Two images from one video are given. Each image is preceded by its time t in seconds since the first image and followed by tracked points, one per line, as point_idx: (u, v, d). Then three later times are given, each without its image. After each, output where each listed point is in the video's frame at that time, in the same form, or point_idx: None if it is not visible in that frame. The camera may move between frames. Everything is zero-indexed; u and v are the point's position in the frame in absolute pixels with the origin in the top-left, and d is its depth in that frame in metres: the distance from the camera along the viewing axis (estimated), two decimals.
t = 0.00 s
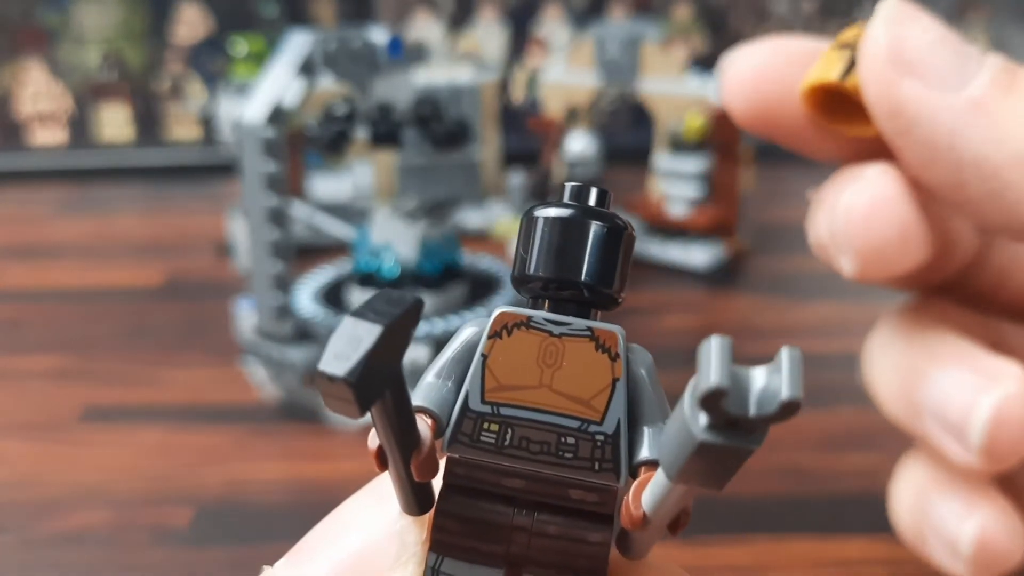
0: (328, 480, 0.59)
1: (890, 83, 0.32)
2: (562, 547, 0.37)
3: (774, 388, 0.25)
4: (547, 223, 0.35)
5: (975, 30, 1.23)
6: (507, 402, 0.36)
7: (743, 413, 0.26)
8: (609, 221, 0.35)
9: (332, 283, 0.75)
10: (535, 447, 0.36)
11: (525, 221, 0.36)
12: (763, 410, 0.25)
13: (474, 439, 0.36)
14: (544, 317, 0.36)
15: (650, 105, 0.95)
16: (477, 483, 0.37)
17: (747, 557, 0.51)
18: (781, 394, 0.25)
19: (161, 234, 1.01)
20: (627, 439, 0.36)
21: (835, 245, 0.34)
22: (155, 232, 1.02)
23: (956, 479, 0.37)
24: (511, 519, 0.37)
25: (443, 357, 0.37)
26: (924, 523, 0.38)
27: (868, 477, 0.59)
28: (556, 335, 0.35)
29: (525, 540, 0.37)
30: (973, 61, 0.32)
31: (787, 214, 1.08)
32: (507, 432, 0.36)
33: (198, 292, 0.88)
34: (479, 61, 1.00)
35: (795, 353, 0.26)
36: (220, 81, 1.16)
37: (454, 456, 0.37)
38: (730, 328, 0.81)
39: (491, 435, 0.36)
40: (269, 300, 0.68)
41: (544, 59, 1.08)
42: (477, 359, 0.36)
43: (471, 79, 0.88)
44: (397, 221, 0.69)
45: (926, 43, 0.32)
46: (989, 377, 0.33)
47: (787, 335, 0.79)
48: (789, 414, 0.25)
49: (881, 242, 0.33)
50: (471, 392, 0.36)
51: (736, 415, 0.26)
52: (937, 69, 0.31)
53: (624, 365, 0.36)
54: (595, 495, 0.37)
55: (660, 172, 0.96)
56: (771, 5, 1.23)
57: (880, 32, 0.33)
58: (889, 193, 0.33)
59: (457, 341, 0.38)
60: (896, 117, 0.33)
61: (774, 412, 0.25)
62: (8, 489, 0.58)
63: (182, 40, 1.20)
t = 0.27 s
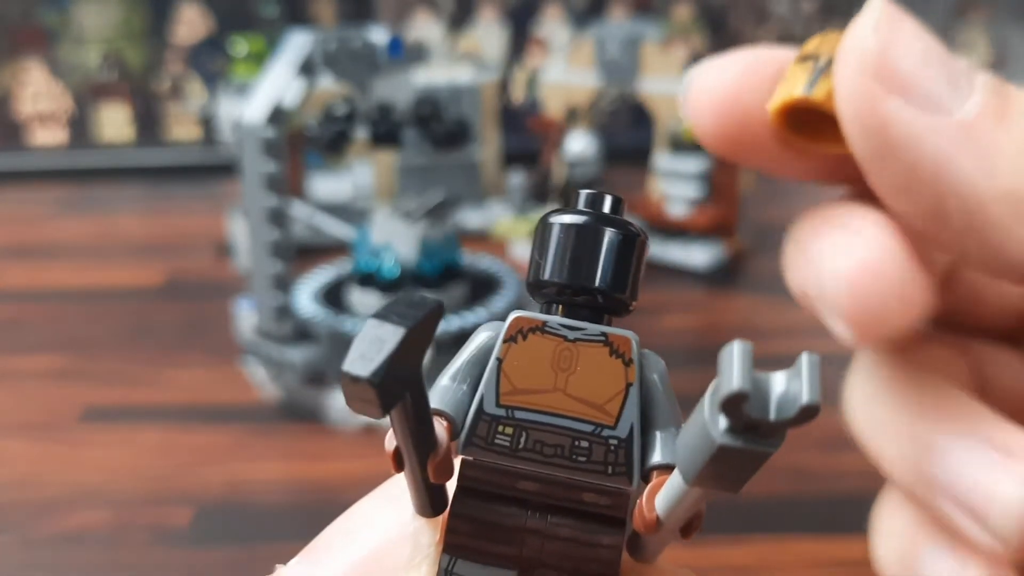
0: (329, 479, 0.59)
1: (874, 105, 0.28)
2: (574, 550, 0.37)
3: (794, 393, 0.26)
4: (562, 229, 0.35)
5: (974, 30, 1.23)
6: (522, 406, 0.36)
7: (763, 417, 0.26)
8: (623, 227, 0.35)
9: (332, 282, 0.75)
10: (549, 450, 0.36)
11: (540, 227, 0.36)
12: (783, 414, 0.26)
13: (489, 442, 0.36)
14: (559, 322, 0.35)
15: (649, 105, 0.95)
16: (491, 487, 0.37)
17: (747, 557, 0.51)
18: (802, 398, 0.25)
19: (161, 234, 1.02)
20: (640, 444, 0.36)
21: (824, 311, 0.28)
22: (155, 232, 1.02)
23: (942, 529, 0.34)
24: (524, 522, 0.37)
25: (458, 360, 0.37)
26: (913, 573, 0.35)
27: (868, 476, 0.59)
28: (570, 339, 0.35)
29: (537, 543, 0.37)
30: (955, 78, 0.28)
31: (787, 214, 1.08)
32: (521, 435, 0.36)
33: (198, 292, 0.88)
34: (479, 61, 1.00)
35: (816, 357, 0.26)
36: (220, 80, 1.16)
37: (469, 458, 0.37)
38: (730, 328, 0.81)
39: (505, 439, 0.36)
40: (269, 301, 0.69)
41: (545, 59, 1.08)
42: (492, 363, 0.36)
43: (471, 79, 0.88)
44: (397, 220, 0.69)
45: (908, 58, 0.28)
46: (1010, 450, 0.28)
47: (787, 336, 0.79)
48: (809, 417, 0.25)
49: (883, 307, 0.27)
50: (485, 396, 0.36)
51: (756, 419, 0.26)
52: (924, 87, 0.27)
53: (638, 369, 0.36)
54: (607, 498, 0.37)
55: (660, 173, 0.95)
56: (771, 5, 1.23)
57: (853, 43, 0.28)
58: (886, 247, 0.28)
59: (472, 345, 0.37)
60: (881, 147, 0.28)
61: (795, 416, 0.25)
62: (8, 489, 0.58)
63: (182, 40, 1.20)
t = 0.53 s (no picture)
0: (329, 479, 0.59)
1: (869, 173, 0.29)
2: (596, 555, 0.36)
3: (824, 405, 0.25)
4: (585, 236, 0.35)
5: (975, 30, 1.22)
6: (546, 411, 0.36)
7: (793, 428, 0.26)
8: (646, 234, 0.35)
9: (332, 282, 0.75)
10: (571, 455, 0.36)
11: (563, 233, 0.36)
12: (812, 426, 0.25)
13: (512, 446, 0.36)
14: (582, 328, 0.35)
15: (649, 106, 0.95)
16: (513, 490, 0.37)
17: (749, 558, 0.51)
18: (832, 410, 0.25)
19: (161, 234, 1.02)
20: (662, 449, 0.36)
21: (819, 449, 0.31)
22: (155, 232, 1.02)
23: None
24: (545, 526, 0.37)
25: (481, 364, 0.37)
26: None
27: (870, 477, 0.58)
28: (593, 346, 0.35)
29: (559, 548, 0.37)
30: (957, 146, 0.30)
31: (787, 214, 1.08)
32: (544, 439, 0.36)
33: (198, 292, 0.88)
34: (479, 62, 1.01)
35: (845, 371, 0.26)
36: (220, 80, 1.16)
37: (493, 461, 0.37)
38: (731, 329, 0.80)
39: (528, 443, 0.36)
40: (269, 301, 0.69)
41: (545, 59, 1.09)
42: (516, 368, 0.36)
43: (471, 79, 0.88)
44: (397, 220, 0.69)
45: (911, 127, 0.29)
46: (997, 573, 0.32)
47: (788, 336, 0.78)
48: (839, 429, 0.25)
49: (882, 444, 0.29)
50: (509, 400, 0.36)
51: (786, 429, 0.26)
52: (923, 160, 0.29)
53: (660, 377, 0.36)
54: (630, 503, 0.37)
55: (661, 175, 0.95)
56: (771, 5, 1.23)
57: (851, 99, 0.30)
58: (880, 380, 0.30)
59: (494, 349, 0.38)
60: (871, 216, 0.30)
61: (825, 429, 0.25)
62: (8, 489, 0.58)
63: (182, 40, 1.20)
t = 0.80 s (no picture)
0: (330, 480, 0.59)
1: (867, 253, 0.30)
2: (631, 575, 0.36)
3: (882, 442, 0.26)
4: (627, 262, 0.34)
5: (975, 30, 1.22)
6: (587, 431, 0.34)
7: (851, 464, 0.26)
8: (689, 261, 0.34)
9: (332, 283, 0.75)
10: (610, 476, 0.34)
11: (607, 254, 0.35)
12: (870, 462, 0.26)
13: (552, 465, 0.35)
14: (625, 351, 0.34)
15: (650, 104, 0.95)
16: (551, 507, 0.36)
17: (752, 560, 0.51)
18: (889, 447, 0.25)
19: (161, 234, 1.01)
20: (701, 475, 0.34)
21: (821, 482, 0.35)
22: (156, 232, 1.02)
23: None
24: (581, 544, 0.36)
25: (523, 382, 0.36)
26: None
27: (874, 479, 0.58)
28: (636, 368, 0.34)
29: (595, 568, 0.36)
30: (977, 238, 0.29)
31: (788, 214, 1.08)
32: (584, 459, 0.35)
33: (199, 292, 0.88)
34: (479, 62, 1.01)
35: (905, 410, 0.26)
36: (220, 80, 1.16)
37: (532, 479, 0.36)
38: (732, 329, 0.80)
39: (568, 463, 0.35)
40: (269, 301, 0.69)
41: (545, 58, 1.09)
42: (557, 388, 0.35)
43: (471, 79, 0.88)
44: (397, 220, 0.69)
45: (930, 219, 0.28)
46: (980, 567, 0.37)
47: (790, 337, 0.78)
48: (896, 466, 0.25)
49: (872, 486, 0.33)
50: (550, 419, 0.35)
51: (843, 465, 0.26)
52: (931, 258, 0.29)
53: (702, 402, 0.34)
54: (667, 527, 0.35)
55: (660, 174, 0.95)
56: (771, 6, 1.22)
57: (871, 161, 0.29)
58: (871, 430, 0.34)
59: (538, 367, 0.36)
60: (865, 280, 0.31)
61: (882, 467, 0.26)
62: (8, 489, 0.58)
63: (182, 40, 1.20)
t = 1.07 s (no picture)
0: (331, 480, 0.59)
1: (855, 340, 0.33)
2: None
3: (927, 475, 0.26)
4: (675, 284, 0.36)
5: (974, 30, 1.23)
6: (626, 448, 0.36)
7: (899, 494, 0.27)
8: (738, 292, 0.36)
9: (332, 283, 0.75)
10: (646, 493, 0.36)
11: (652, 281, 0.37)
12: (916, 493, 0.26)
13: (589, 480, 0.36)
14: (668, 371, 0.36)
15: (650, 105, 0.94)
16: (585, 521, 0.37)
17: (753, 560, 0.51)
18: (933, 480, 0.26)
19: (162, 234, 1.01)
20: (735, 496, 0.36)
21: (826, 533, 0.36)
22: (156, 232, 1.02)
23: None
24: (614, 560, 0.36)
25: (566, 397, 0.37)
26: None
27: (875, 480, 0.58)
28: (677, 390, 0.36)
29: None
30: (967, 307, 0.32)
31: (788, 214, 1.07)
32: (622, 476, 0.36)
33: (199, 292, 0.88)
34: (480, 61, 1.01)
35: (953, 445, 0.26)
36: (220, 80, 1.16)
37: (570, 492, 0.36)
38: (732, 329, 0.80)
39: (606, 479, 0.36)
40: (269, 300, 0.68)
41: (545, 60, 1.06)
42: (599, 404, 0.36)
43: (471, 79, 0.88)
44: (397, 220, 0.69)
45: (914, 295, 0.32)
46: None
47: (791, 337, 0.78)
48: (940, 501, 0.26)
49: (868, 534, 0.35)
50: (591, 435, 0.36)
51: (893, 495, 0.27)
52: (919, 335, 0.32)
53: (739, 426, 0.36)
54: (698, 545, 0.36)
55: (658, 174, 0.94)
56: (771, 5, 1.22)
57: (852, 236, 0.32)
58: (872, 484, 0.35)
59: (580, 383, 0.37)
60: (863, 370, 0.34)
61: (927, 498, 0.26)
62: (9, 488, 0.58)
63: (182, 40, 1.19)
